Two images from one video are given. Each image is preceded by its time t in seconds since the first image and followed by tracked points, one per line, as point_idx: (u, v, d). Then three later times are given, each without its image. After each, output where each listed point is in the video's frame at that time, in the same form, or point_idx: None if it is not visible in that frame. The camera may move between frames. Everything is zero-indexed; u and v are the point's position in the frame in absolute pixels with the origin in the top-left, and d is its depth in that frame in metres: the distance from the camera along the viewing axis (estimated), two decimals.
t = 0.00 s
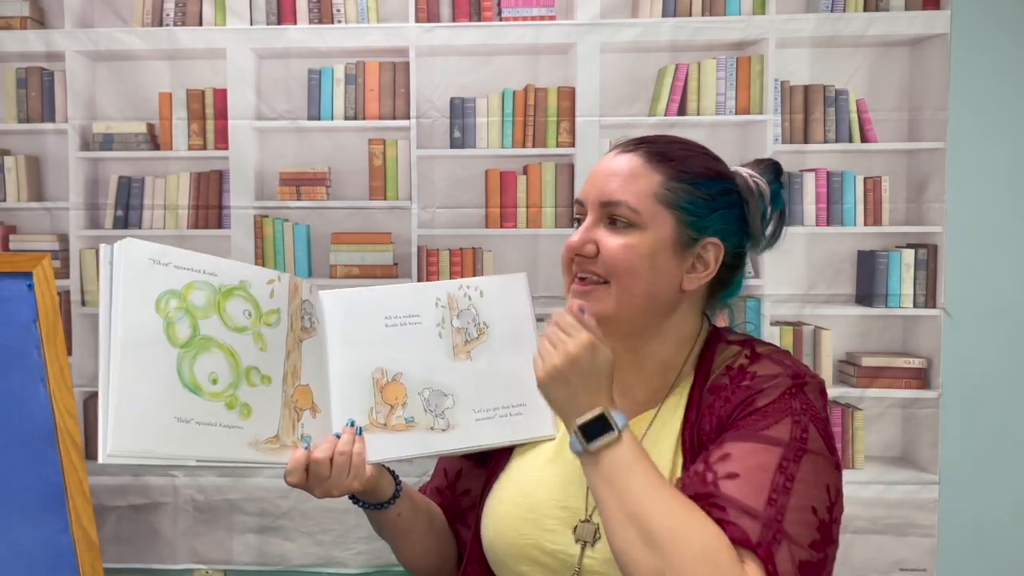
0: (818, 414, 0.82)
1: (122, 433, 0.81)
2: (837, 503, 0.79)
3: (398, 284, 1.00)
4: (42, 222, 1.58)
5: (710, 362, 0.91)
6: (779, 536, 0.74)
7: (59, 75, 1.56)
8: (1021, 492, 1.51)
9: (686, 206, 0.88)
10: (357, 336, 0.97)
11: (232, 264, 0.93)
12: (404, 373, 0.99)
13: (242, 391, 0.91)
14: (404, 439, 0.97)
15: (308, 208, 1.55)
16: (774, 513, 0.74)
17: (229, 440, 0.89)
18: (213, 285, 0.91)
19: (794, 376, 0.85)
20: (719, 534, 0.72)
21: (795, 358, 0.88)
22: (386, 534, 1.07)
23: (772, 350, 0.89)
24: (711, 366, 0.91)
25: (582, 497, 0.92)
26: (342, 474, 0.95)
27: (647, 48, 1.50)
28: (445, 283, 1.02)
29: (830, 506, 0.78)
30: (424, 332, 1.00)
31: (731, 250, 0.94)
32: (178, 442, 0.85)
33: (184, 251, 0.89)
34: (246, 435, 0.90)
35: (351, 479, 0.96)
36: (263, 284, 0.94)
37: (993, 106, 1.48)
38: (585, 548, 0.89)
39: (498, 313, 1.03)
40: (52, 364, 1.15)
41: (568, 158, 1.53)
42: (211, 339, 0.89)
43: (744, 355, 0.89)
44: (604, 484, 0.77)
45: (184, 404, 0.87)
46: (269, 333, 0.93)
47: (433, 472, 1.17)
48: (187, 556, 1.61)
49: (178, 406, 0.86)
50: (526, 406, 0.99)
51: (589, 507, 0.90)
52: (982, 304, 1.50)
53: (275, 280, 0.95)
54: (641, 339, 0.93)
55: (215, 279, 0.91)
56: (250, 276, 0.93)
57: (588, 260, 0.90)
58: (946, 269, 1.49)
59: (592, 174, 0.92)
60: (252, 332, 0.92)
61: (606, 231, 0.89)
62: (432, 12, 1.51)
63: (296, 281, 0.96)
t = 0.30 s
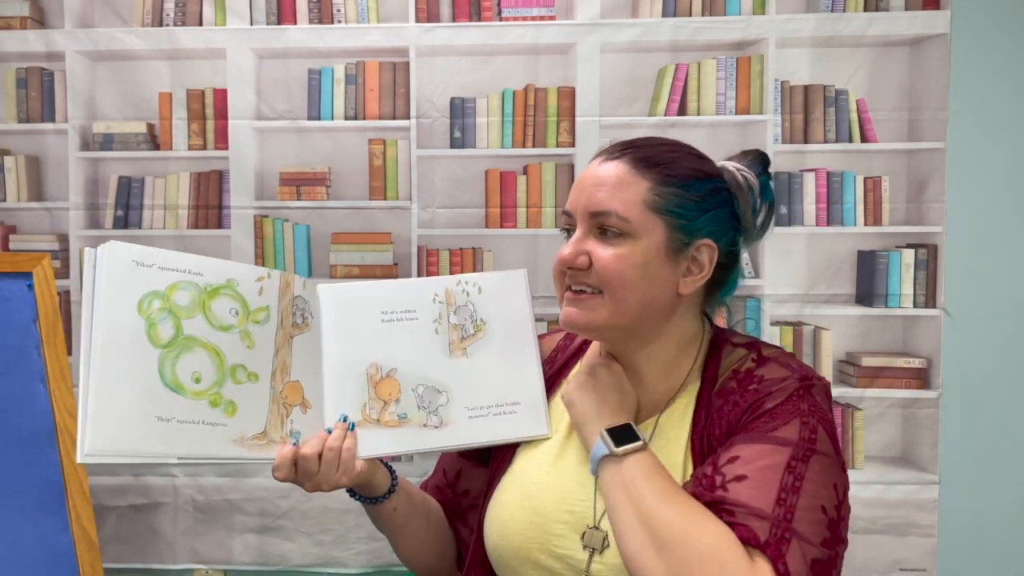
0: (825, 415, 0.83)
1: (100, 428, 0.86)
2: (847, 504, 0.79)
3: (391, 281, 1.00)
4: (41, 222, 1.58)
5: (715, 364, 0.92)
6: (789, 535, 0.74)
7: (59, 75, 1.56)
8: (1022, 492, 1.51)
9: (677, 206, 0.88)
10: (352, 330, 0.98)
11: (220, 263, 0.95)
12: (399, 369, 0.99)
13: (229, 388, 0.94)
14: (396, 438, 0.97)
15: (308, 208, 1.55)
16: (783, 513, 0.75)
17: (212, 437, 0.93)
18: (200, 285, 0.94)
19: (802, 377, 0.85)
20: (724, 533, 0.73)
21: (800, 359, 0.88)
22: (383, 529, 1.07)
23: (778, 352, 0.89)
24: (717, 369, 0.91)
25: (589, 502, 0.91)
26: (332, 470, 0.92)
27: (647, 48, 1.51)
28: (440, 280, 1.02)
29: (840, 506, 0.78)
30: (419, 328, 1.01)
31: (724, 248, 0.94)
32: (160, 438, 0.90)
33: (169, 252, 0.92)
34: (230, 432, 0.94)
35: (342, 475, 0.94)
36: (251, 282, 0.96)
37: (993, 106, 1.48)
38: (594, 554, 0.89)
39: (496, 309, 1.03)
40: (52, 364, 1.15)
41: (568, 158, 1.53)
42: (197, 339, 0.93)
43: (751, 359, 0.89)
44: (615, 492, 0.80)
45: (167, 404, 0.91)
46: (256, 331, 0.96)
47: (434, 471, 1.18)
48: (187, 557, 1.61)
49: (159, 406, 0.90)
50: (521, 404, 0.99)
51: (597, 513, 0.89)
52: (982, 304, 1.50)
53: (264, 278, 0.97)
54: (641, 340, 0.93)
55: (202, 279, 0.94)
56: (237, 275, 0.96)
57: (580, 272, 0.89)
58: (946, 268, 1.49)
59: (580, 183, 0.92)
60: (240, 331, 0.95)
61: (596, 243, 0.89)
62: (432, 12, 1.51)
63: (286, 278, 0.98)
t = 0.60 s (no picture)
0: (823, 422, 0.83)
1: (95, 414, 0.82)
2: (844, 512, 0.80)
3: (396, 280, 1.01)
4: (42, 222, 1.58)
5: (715, 368, 0.91)
6: (783, 550, 0.75)
7: (59, 75, 1.56)
8: (1021, 492, 1.51)
9: (676, 204, 0.89)
10: (353, 329, 0.98)
11: (222, 256, 0.94)
12: (399, 367, 0.99)
13: (228, 380, 0.92)
14: (394, 435, 0.97)
15: (308, 208, 1.55)
16: (778, 528, 0.76)
17: (211, 427, 0.90)
18: (202, 277, 0.92)
19: (801, 383, 0.84)
20: (715, 550, 0.74)
21: (801, 363, 0.87)
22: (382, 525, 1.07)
23: (778, 356, 0.89)
24: (716, 374, 0.91)
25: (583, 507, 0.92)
26: (329, 464, 0.93)
27: (648, 48, 1.50)
28: (445, 280, 1.03)
29: (836, 515, 0.79)
30: (422, 327, 1.01)
31: (724, 248, 0.94)
32: (158, 427, 0.86)
33: (173, 244, 0.90)
34: (229, 422, 0.91)
35: (340, 468, 0.94)
36: (254, 275, 0.96)
37: (992, 106, 1.48)
38: (588, 559, 0.90)
39: (498, 310, 1.03)
40: (52, 363, 1.15)
41: (568, 158, 1.53)
42: (198, 330, 0.91)
43: (750, 362, 0.89)
44: (601, 505, 0.80)
45: (167, 392, 0.88)
46: (257, 324, 0.95)
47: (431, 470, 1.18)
48: (187, 557, 1.61)
49: (156, 393, 0.87)
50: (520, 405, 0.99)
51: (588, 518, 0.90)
52: (981, 304, 1.50)
53: (267, 273, 0.97)
54: (638, 341, 0.94)
55: (204, 271, 0.93)
56: (240, 268, 0.95)
57: (576, 271, 0.91)
58: (945, 269, 1.49)
59: (579, 182, 0.93)
60: (240, 324, 0.94)
61: (592, 242, 0.90)
62: (432, 12, 1.51)
63: (290, 272, 0.99)
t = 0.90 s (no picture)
0: (826, 427, 0.83)
1: (94, 413, 0.82)
2: (846, 518, 0.80)
3: (398, 279, 1.01)
4: (42, 222, 1.58)
5: (716, 372, 0.91)
6: (787, 558, 0.75)
7: (59, 75, 1.56)
8: (1021, 493, 1.51)
9: (676, 202, 0.89)
10: (353, 329, 0.99)
11: (222, 256, 0.94)
12: (399, 366, 1.00)
13: (226, 378, 0.92)
14: (392, 434, 0.97)
15: (308, 208, 1.55)
16: (782, 535, 0.76)
17: (208, 425, 0.90)
18: (202, 276, 0.93)
19: (803, 388, 0.84)
20: (719, 558, 0.74)
21: (803, 367, 0.87)
22: (382, 524, 1.07)
23: (779, 359, 0.89)
24: (718, 378, 0.91)
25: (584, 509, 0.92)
26: (326, 463, 0.94)
27: (648, 48, 1.51)
28: (447, 279, 1.03)
29: (839, 522, 0.79)
30: (423, 326, 1.01)
31: (725, 248, 0.93)
32: (157, 425, 0.86)
33: (173, 243, 0.91)
34: (226, 420, 0.91)
35: (336, 467, 0.95)
36: (253, 275, 0.96)
37: (992, 106, 1.48)
38: (589, 561, 0.90)
39: (497, 311, 1.03)
40: (51, 363, 1.15)
41: (568, 158, 1.53)
42: (197, 328, 0.91)
43: (752, 365, 0.89)
44: (604, 511, 0.81)
45: (164, 390, 0.87)
46: (256, 323, 0.95)
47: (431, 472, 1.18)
48: (187, 557, 1.61)
49: (153, 392, 0.86)
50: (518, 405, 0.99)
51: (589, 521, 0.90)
52: (981, 305, 1.50)
53: (268, 272, 0.97)
54: (637, 342, 0.94)
55: (203, 270, 0.93)
56: (239, 267, 0.95)
57: (574, 265, 0.91)
58: (946, 269, 1.49)
59: (582, 177, 0.93)
60: (239, 323, 0.94)
61: (592, 236, 0.90)
62: (432, 12, 1.51)
63: (289, 272, 0.98)
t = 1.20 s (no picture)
0: (828, 429, 0.83)
1: (95, 412, 0.82)
2: (848, 521, 0.80)
3: (398, 279, 1.01)
4: (42, 222, 1.58)
5: (717, 373, 0.91)
6: (789, 561, 0.75)
7: (59, 75, 1.56)
8: (1021, 493, 1.52)
9: (676, 202, 0.89)
10: (354, 329, 0.99)
11: (222, 255, 0.94)
12: (400, 367, 1.00)
13: (226, 378, 0.92)
14: (393, 434, 0.97)
15: (308, 208, 1.55)
16: (784, 539, 0.76)
17: (208, 424, 0.90)
18: (203, 275, 0.93)
19: (805, 390, 0.84)
20: (721, 561, 0.74)
21: (805, 369, 0.87)
22: (382, 524, 1.07)
23: (781, 361, 0.89)
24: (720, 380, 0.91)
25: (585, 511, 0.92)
26: (326, 463, 0.93)
27: (648, 48, 1.51)
28: (448, 279, 1.03)
29: (841, 525, 0.79)
30: (423, 326, 1.01)
31: (725, 247, 0.93)
32: (158, 424, 0.86)
33: (174, 242, 0.91)
34: (226, 419, 0.91)
35: (336, 467, 0.94)
36: (253, 274, 0.96)
37: (992, 106, 1.48)
38: (589, 562, 0.90)
39: (498, 311, 1.03)
40: (52, 363, 1.16)
41: (568, 159, 1.53)
42: (198, 328, 0.91)
43: (754, 367, 0.89)
44: (607, 511, 0.80)
45: (165, 389, 0.87)
46: (256, 322, 0.95)
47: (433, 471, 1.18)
48: (187, 557, 1.61)
49: (153, 391, 0.86)
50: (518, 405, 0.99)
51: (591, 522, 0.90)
52: (982, 305, 1.50)
53: (269, 272, 0.97)
54: (639, 343, 0.94)
55: (204, 269, 0.93)
56: (240, 267, 0.95)
57: (574, 267, 0.91)
58: (946, 269, 1.49)
59: (581, 178, 0.93)
60: (240, 322, 0.94)
61: (592, 238, 0.90)
62: (432, 12, 1.51)
63: (290, 272, 0.99)
